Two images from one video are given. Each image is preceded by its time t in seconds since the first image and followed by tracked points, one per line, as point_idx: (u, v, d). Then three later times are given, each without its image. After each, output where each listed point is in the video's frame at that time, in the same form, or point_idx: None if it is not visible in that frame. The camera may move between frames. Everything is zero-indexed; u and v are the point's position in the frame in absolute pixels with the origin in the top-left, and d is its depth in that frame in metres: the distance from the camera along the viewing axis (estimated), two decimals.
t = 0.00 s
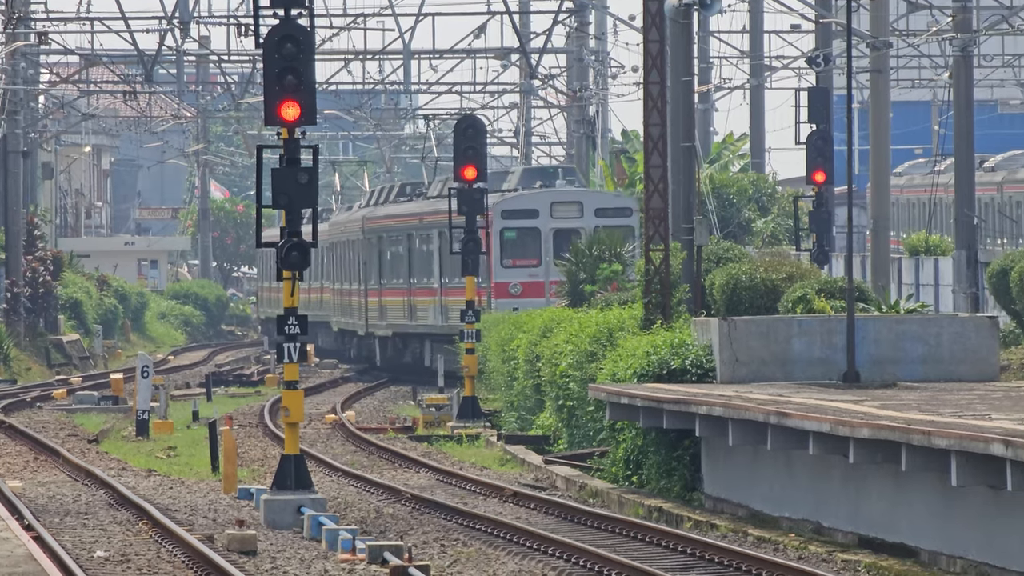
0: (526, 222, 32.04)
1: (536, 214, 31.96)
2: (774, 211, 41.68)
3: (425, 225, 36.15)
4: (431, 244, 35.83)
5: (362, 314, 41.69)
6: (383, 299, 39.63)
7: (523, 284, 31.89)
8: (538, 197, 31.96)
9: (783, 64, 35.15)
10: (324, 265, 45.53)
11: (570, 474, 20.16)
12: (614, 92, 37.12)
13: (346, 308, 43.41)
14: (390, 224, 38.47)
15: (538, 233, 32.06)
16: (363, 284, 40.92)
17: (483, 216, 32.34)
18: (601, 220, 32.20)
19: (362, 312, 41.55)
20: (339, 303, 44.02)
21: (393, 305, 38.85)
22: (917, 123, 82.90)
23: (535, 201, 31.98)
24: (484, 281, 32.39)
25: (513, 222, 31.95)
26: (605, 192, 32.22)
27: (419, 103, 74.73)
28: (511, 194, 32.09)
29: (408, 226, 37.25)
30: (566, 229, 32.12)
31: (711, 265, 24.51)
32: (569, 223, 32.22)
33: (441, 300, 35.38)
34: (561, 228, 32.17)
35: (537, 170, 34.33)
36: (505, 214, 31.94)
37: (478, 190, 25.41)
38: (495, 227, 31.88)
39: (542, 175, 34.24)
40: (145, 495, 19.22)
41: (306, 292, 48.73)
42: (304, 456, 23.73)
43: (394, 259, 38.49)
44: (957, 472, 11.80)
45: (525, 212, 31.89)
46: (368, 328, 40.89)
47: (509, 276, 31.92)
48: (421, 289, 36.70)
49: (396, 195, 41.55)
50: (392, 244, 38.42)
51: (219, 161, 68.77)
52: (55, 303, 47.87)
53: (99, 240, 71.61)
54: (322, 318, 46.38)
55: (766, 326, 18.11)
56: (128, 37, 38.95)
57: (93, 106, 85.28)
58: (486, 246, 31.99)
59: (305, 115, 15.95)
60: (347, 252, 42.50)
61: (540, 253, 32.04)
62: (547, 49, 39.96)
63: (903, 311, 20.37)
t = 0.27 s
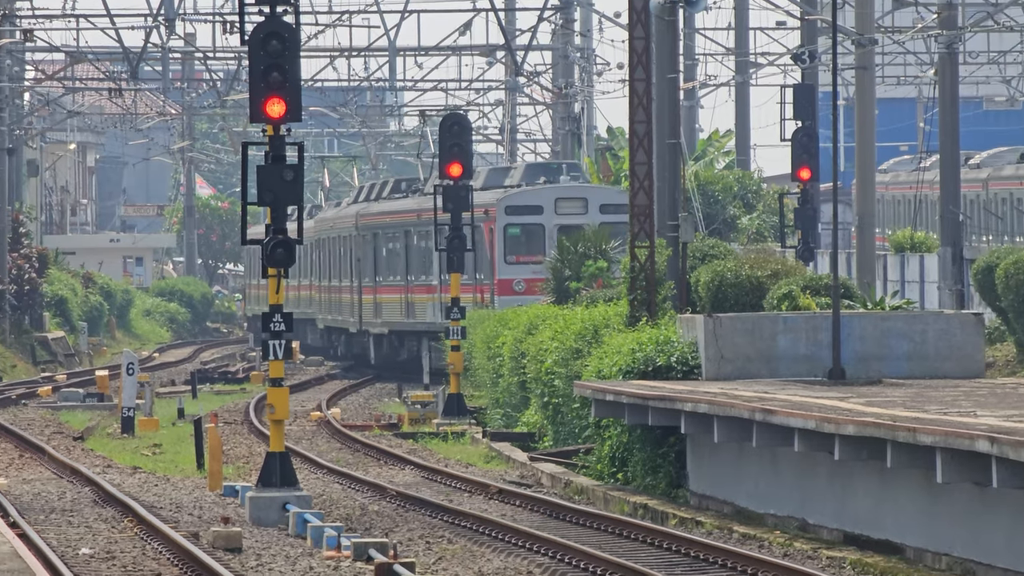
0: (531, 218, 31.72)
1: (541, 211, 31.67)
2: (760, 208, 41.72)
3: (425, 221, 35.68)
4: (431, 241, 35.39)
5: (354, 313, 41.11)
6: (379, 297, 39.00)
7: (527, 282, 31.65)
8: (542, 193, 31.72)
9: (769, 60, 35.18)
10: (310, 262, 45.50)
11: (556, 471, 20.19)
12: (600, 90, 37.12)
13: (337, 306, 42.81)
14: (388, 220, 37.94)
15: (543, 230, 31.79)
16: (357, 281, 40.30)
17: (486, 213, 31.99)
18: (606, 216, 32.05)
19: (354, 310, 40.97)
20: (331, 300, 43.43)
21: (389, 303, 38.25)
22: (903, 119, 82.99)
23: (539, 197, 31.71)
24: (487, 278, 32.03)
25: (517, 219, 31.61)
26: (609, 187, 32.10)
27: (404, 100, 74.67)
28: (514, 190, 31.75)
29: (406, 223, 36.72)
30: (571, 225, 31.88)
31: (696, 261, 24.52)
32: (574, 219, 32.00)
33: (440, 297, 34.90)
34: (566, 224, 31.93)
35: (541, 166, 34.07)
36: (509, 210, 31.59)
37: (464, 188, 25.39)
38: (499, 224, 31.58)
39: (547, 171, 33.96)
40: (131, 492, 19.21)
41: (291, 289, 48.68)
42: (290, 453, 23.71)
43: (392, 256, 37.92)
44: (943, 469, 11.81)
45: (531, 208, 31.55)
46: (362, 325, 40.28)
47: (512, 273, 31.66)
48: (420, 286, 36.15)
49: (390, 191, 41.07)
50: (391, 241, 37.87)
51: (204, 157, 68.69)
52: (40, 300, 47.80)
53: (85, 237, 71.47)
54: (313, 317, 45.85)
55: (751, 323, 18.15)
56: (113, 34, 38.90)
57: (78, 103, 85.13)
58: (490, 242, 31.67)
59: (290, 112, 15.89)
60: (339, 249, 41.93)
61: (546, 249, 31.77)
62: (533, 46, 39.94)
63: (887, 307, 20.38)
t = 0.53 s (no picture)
0: (536, 215, 31.47)
1: (546, 207, 31.48)
2: (744, 204, 41.76)
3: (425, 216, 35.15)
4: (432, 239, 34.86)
5: (346, 309, 40.35)
6: (373, 293, 38.21)
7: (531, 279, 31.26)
8: (547, 189, 31.60)
9: (753, 57, 35.20)
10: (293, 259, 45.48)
11: (540, 467, 20.19)
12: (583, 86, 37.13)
13: (327, 304, 42.07)
14: (384, 216, 37.25)
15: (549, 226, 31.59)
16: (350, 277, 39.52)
17: (489, 209, 31.67)
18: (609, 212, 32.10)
19: (346, 306, 40.25)
20: (320, 297, 42.69)
21: (384, 300, 37.45)
22: (887, 116, 83.09)
23: (544, 194, 31.54)
24: (491, 276, 31.70)
25: (521, 215, 31.36)
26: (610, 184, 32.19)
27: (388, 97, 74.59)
28: (518, 186, 31.54)
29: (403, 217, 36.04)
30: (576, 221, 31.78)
31: (680, 258, 24.53)
32: (578, 215, 31.93)
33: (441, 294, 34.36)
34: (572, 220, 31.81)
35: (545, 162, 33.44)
36: (514, 206, 31.33)
37: (448, 184, 25.42)
38: (504, 220, 31.29)
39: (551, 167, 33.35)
40: (115, 489, 19.18)
41: (275, 286, 48.62)
42: (274, 450, 23.69)
43: (387, 252, 37.17)
44: (927, 465, 11.83)
45: (537, 204, 31.33)
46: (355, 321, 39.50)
47: (517, 270, 31.22)
48: (417, 282, 35.41)
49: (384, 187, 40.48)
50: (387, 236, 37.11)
51: (188, 154, 68.61)
52: (24, 297, 47.70)
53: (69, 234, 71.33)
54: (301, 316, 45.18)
55: (736, 320, 18.16)
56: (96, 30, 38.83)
57: (62, 99, 84.92)
58: (495, 238, 31.33)
59: (274, 109, 15.92)
60: (330, 245, 41.24)
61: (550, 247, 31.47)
62: (517, 43, 39.92)
63: (871, 304, 20.40)
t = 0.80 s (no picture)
0: (539, 210, 30.85)
1: (549, 203, 30.85)
2: (727, 202, 41.72)
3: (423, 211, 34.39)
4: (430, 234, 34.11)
5: (337, 308, 39.45)
6: (368, 290, 37.23)
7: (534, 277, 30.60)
8: (550, 184, 30.99)
9: (735, 55, 35.16)
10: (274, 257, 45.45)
11: (522, 465, 20.15)
12: (566, 84, 37.05)
13: (317, 302, 41.23)
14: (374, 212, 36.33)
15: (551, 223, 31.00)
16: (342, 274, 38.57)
17: (491, 204, 31.02)
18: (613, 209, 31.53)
19: (336, 304, 39.38)
20: (309, 297, 41.82)
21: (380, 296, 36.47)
22: (870, 114, 83.19)
23: (547, 189, 30.93)
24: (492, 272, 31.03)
25: (523, 211, 30.71)
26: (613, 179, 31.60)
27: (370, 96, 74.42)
28: (521, 181, 30.91)
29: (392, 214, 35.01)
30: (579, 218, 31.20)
31: (664, 256, 24.48)
32: (580, 211, 31.34)
33: (439, 291, 33.55)
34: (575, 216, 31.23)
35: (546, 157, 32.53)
36: (516, 202, 30.69)
37: (431, 182, 25.38)
38: (506, 216, 30.66)
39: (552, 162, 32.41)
40: (97, 487, 19.08)
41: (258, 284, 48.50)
42: (257, 448, 23.60)
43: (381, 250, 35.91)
44: (910, 464, 11.80)
45: (540, 200, 30.71)
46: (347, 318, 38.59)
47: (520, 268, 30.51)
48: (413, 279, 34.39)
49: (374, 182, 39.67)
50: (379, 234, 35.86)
51: (170, 152, 68.42)
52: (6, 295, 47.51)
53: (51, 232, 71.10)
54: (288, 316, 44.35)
55: (718, 317, 18.15)
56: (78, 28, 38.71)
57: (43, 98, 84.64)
58: (496, 234, 30.70)
59: (257, 107, 15.83)
60: (319, 242, 40.42)
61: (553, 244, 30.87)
62: (499, 41, 39.84)
63: (853, 302, 20.36)
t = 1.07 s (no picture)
0: (537, 208, 30.30)
1: (548, 201, 30.32)
2: (706, 202, 41.71)
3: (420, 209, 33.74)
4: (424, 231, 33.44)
5: (326, 308, 38.69)
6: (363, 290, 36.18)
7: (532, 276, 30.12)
8: (549, 181, 30.46)
9: (715, 55, 35.14)
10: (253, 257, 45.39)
11: (502, 465, 20.11)
12: (545, 83, 37.00)
13: (305, 302, 40.47)
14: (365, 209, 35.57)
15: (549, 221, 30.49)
16: (333, 274, 37.69)
17: (488, 202, 30.45)
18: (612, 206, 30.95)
19: (326, 305, 38.62)
20: (295, 297, 41.05)
21: (373, 295, 35.51)
22: (849, 114, 83.34)
23: (546, 186, 30.41)
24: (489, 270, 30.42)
25: (522, 208, 30.15)
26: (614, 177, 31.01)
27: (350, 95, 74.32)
28: (519, 179, 30.35)
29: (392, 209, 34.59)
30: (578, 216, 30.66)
31: (643, 256, 24.45)
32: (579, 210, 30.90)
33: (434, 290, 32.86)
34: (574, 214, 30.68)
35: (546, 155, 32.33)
36: (514, 199, 30.12)
37: (410, 181, 25.36)
38: (503, 213, 30.10)
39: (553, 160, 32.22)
40: (76, 487, 18.99)
41: (237, 283, 48.35)
42: (237, 448, 23.53)
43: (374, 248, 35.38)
44: (889, 463, 11.78)
45: (538, 198, 30.18)
46: (340, 318, 37.77)
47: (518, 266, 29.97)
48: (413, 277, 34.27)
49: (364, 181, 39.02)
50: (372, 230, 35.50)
51: (149, 151, 68.20)
52: None
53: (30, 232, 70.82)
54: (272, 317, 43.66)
55: (698, 316, 18.12)
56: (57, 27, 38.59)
57: (22, 97, 84.32)
58: (493, 232, 30.12)
59: (237, 107, 15.75)
60: (305, 241, 39.71)
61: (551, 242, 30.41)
62: (479, 40, 39.76)
63: (833, 301, 20.34)
